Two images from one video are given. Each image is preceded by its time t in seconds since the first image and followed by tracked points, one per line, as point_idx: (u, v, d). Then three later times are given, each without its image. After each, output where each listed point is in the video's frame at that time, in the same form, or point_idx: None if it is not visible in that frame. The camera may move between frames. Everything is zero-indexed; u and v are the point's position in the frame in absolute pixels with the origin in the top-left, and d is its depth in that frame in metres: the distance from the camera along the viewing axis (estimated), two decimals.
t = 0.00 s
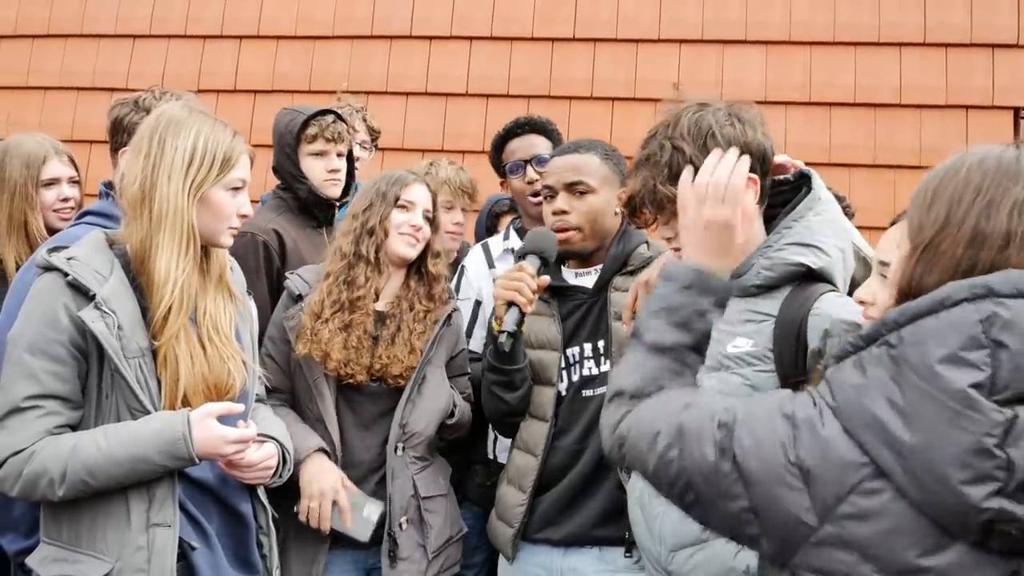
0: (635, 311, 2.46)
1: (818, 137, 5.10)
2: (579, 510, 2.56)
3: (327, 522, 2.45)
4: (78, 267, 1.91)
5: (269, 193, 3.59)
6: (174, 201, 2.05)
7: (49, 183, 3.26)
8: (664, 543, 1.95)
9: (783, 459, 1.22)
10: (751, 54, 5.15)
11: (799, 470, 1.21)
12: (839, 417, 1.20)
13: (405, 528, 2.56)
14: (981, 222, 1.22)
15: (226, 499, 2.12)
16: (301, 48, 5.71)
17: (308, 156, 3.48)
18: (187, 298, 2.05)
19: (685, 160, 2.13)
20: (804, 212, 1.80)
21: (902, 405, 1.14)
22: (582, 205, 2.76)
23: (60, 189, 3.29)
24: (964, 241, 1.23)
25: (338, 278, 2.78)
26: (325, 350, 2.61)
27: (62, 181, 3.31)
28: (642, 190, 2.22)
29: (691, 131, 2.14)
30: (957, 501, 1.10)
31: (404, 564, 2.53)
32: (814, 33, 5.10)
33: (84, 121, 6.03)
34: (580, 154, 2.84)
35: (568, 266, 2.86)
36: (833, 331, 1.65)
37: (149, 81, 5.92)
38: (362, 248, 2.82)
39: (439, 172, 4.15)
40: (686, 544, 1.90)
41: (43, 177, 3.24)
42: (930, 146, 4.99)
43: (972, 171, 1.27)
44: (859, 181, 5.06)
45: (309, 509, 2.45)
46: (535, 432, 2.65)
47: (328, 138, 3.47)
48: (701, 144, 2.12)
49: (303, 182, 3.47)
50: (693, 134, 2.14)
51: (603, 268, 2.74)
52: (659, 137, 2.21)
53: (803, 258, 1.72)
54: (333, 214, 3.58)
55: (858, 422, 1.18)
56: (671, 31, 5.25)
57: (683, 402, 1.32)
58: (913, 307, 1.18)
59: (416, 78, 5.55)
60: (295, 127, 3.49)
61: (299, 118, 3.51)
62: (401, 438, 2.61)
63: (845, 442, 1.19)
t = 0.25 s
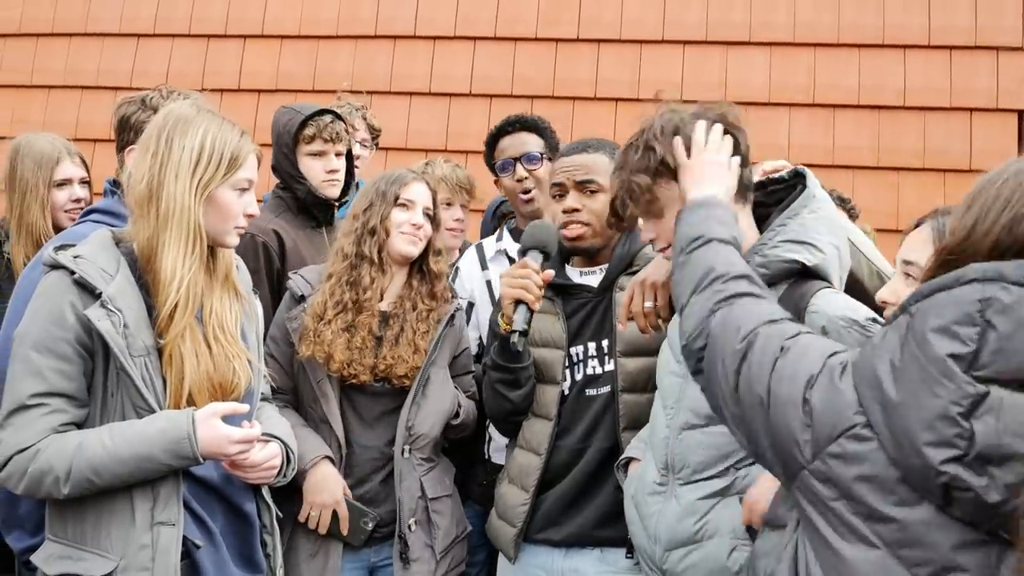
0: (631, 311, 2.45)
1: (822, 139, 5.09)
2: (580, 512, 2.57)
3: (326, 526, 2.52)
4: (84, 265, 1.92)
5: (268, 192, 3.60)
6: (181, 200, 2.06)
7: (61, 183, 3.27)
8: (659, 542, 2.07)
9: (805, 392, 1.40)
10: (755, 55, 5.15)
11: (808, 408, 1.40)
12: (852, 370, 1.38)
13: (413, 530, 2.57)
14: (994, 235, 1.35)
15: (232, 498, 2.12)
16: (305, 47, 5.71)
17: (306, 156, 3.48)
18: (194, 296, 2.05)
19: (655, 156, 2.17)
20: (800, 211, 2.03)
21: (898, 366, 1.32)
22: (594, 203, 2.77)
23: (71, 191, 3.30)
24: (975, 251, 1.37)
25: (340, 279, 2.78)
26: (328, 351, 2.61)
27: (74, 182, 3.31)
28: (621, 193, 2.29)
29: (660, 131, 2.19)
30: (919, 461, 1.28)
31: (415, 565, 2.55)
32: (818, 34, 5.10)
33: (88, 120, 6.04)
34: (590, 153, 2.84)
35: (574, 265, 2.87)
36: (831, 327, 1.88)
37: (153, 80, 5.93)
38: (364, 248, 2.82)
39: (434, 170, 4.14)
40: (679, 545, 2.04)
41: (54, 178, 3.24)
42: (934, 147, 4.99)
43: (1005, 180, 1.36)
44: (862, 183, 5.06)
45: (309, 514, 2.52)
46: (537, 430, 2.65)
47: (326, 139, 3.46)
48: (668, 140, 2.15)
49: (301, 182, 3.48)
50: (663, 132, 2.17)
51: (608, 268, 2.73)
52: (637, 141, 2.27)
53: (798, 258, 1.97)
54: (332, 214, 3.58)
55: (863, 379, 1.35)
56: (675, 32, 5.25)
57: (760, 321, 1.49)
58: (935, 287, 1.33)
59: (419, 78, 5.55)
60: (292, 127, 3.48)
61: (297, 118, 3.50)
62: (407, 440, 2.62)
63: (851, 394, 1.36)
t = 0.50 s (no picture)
0: (630, 311, 2.46)
1: (826, 138, 5.09)
2: (583, 512, 2.57)
3: (329, 527, 2.52)
4: (94, 264, 1.92)
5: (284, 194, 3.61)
6: (190, 199, 2.06)
7: (65, 182, 3.25)
8: (653, 537, 2.12)
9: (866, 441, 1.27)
10: (760, 55, 5.15)
11: (872, 454, 1.26)
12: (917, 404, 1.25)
13: (419, 528, 2.57)
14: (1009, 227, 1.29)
15: (240, 496, 2.12)
16: (309, 46, 5.72)
17: (317, 157, 3.48)
18: (204, 295, 2.06)
19: (631, 162, 2.37)
20: (785, 201, 2.22)
21: (989, 396, 1.20)
22: (577, 203, 2.77)
23: (76, 189, 3.29)
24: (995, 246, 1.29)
25: (342, 279, 2.78)
26: (331, 353, 2.61)
27: (78, 181, 3.30)
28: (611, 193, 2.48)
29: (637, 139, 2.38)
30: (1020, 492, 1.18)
31: (419, 563, 2.55)
32: (823, 34, 5.09)
33: (92, 118, 6.05)
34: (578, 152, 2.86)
35: (579, 265, 2.87)
36: (813, 304, 2.03)
37: (157, 79, 5.93)
38: (366, 248, 2.82)
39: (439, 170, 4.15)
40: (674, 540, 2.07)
41: (60, 177, 3.24)
42: (939, 147, 4.98)
43: None
44: (866, 182, 5.06)
45: (311, 514, 2.52)
46: (540, 431, 2.64)
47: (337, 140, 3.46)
48: (645, 144, 2.34)
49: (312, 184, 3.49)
50: (638, 140, 2.37)
51: (614, 268, 2.76)
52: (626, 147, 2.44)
53: (784, 245, 2.14)
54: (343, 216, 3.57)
55: (937, 411, 1.23)
56: (679, 31, 5.24)
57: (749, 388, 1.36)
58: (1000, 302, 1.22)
59: (423, 77, 5.55)
60: (304, 128, 3.48)
61: (308, 120, 3.51)
62: (413, 439, 2.62)
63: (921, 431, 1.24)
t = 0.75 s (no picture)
0: (632, 312, 2.51)
1: (828, 138, 5.09)
2: (589, 514, 2.57)
3: (334, 530, 2.52)
4: (103, 268, 1.93)
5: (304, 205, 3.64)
6: (200, 203, 2.06)
7: (71, 186, 3.28)
8: (656, 539, 2.15)
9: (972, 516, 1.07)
10: (762, 55, 5.15)
11: (984, 524, 1.07)
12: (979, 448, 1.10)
13: (426, 530, 2.57)
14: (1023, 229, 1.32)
15: (248, 498, 2.13)
16: (311, 48, 5.72)
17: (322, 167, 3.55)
18: (214, 300, 2.06)
19: (648, 147, 2.39)
20: (787, 203, 2.21)
21: None
22: (569, 209, 2.79)
23: (81, 194, 3.31)
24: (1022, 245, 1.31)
25: (346, 282, 2.79)
26: (336, 357, 2.63)
27: (83, 186, 3.33)
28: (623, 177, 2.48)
29: (657, 125, 2.41)
30: None
31: (428, 565, 2.56)
32: (825, 33, 5.09)
33: (95, 121, 6.06)
34: (568, 158, 2.88)
35: (582, 269, 2.86)
36: (813, 303, 2.06)
37: (159, 82, 5.94)
38: (371, 252, 2.83)
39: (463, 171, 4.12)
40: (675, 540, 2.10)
41: (65, 180, 3.26)
42: (941, 145, 4.98)
43: None
44: (869, 182, 5.05)
45: (317, 518, 2.53)
46: (546, 435, 2.64)
47: (336, 150, 3.50)
48: (666, 131, 2.37)
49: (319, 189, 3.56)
50: (660, 127, 2.40)
51: (617, 269, 2.76)
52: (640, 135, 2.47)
53: (786, 246, 2.14)
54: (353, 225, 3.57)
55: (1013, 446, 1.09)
56: (681, 31, 5.25)
57: None
58: None
59: (425, 79, 5.56)
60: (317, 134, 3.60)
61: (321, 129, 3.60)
62: (420, 442, 2.63)
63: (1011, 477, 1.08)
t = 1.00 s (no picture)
0: (626, 307, 2.51)
1: (831, 137, 5.08)
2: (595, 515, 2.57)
3: (350, 531, 2.50)
4: (111, 272, 1.93)
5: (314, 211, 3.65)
6: (209, 207, 2.07)
7: (82, 191, 3.29)
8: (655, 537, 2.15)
9: None
10: (764, 54, 5.15)
11: None
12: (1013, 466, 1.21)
13: (434, 530, 2.57)
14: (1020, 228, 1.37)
15: (255, 499, 2.13)
16: (314, 51, 5.73)
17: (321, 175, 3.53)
18: (223, 304, 2.07)
19: (679, 123, 2.36)
20: (797, 198, 2.22)
21: None
22: (571, 209, 2.79)
23: (90, 199, 3.32)
24: None
25: (349, 283, 2.79)
26: (342, 356, 2.63)
27: (92, 190, 3.33)
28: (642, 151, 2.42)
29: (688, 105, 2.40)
30: None
31: (435, 566, 2.56)
32: (827, 32, 5.09)
33: (99, 125, 6.07)
34: (569, 159, 2.89)
35: (584, 269, 2.87)
36: (826, 298, 2.06)
37: (162, 85, 5.96)
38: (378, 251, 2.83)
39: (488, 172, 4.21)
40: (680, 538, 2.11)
41: (76, 186, 3.27)
42: (944, 144, 4.97)
43: None
44: (872, 181, 5.04)
45: (331, 518, 2.51)
46: (551, 436, 2.64)
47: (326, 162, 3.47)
48: (699, 112, 2.36)
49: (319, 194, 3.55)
50: (693, 107, 2.39)
51: (619, 269, 2.76)
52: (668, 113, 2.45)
53: (797, 241, 2.15)
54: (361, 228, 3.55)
55: None
56: (683, 31, 5.25)
57: None
58: None
59: (428, 80, 5.56)
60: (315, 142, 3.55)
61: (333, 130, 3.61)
62: (426, 441, 2.63)
63: None
